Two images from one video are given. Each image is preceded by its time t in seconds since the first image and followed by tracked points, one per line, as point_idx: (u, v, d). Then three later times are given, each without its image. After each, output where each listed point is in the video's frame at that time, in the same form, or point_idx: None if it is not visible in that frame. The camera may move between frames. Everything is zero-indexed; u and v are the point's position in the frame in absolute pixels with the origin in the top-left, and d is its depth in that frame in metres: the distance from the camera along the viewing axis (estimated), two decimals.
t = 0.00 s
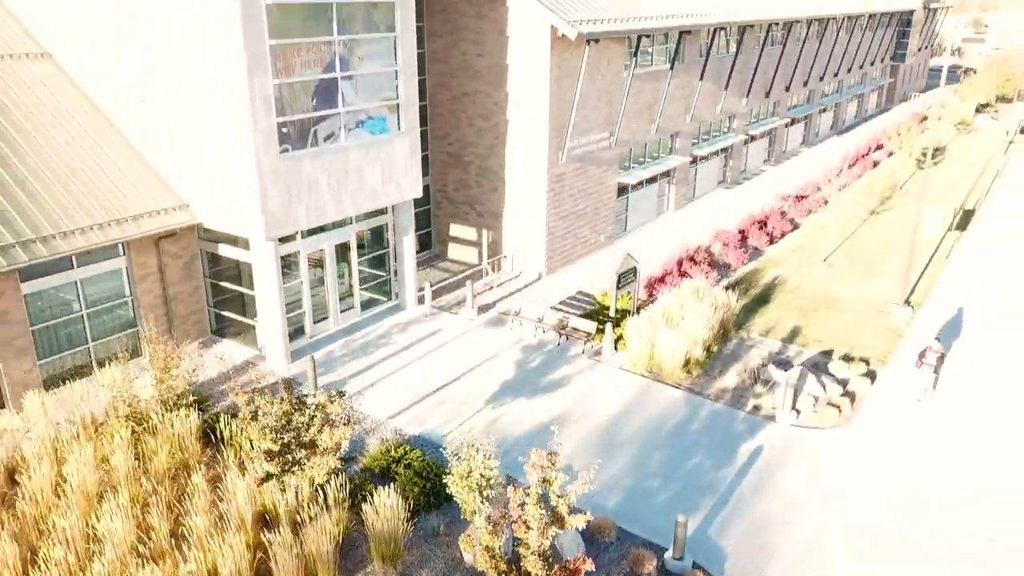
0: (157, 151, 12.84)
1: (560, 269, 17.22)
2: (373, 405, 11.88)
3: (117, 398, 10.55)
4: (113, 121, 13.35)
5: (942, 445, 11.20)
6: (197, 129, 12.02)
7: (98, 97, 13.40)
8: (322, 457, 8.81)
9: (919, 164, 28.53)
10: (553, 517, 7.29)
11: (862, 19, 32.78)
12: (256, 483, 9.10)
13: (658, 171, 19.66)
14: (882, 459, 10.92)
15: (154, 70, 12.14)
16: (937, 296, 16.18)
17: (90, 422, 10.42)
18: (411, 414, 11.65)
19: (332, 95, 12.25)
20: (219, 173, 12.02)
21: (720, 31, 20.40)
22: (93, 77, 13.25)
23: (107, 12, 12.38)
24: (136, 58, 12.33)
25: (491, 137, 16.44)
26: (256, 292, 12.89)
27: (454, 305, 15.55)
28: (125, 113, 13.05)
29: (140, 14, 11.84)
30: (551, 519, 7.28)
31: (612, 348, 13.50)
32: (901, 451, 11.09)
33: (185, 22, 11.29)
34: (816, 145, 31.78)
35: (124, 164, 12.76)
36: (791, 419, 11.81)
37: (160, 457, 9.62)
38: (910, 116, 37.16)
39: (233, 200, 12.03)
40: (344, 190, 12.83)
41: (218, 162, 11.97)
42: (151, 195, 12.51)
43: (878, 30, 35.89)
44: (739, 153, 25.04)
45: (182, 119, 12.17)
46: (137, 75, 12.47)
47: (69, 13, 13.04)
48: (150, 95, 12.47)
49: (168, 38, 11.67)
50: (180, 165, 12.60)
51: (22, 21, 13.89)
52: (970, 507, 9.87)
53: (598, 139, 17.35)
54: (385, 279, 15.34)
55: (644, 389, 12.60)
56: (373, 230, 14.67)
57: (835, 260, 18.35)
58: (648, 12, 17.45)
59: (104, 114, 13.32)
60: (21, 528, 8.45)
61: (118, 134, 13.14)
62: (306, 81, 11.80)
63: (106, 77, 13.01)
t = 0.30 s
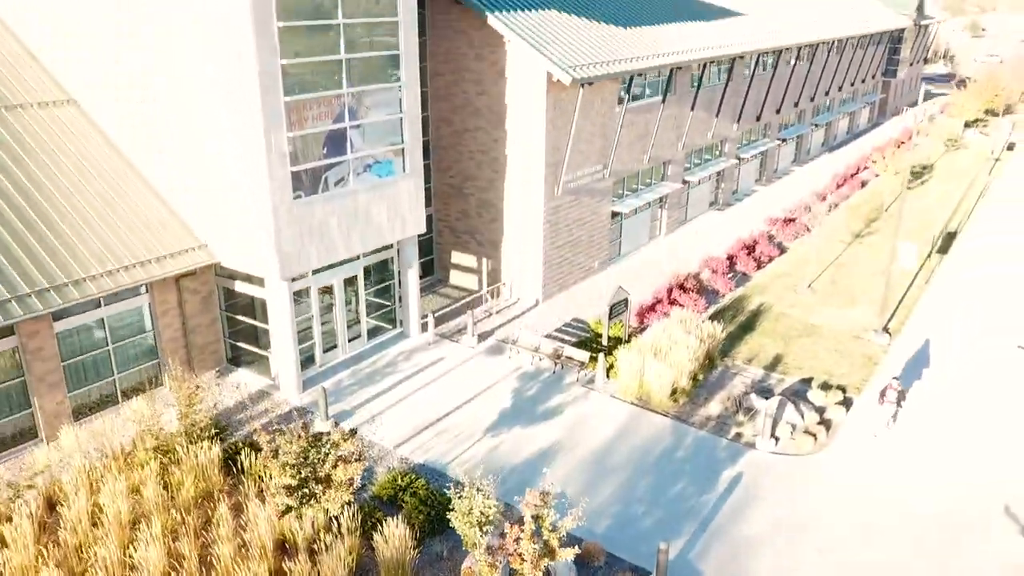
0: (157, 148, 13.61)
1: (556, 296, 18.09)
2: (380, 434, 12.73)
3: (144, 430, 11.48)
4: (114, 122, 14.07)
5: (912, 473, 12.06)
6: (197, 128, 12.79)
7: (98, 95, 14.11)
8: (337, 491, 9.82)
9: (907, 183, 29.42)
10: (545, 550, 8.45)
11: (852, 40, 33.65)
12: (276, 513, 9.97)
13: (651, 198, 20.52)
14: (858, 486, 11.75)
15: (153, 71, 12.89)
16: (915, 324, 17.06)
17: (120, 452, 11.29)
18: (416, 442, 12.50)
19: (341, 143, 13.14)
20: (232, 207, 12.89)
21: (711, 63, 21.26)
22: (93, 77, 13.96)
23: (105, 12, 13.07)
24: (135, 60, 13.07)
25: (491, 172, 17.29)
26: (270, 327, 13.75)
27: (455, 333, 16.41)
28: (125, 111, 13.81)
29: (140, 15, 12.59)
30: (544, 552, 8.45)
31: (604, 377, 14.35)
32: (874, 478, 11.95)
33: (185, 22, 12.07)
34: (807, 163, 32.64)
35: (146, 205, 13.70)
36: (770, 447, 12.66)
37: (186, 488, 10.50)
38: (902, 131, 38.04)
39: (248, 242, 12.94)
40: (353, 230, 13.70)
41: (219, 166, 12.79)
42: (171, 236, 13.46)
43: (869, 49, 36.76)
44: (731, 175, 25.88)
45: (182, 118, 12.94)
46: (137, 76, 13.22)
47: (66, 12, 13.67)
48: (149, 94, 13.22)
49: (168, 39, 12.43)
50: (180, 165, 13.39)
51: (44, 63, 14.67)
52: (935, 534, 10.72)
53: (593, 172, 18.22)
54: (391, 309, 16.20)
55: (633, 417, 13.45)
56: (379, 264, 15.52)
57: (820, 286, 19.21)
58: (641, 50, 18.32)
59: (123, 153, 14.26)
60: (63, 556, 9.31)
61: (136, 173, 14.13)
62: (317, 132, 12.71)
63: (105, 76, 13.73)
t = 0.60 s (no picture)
0: (159, 147, 14.43)
1: (553, 312, 18.97)
2: (387, 449, 13.58)
3: (168, 446, 12.37)
4: (121, 126, 14.90)
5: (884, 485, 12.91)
6: (197, 128, 13.56)
7: (98, 94, 14.99)
8: (349, 504, 10.68)
9: (894, 196, 30.33)
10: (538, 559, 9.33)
11: (843, 56, 34.51)
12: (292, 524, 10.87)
13: (644, 217, 21.41)
14: (832, 497, 12.62)
15: (155, 72, 13.65)
16: (894, 341, 17.92)
17: (146, 467, 12.18)
18: (419, 456, 13.36)
19: (349, 176, 14.05)
20: (245, 228, 13.73)
21: (702, 87, 22.13)
22: (99, 81, 14.77)
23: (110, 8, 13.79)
24: (139, 60, 13.78)
25: (490, 195, 18.16)
26: (282, 346, 14.60)
27: (456, 349, 17.27)
28: (129, 111, 14.60)
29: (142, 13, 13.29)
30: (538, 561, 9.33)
31: (597, 393, 15.24)
32: (848, 490, 12.80)
33: (185, 21, 12.77)
34: (799, 176, 33.51)
35: (163, 230, 14.59)
36: (751, 460, 13.52)
37: (209, 500, 11.39)
38: (893, 143, 38.96)
39: (263, 266, 13.78)
40: (359, 256, 14.64)
41: (227, 178, 13.58)
42: (188, 261, 14.33)
43: (860, 63, 37.63)
44: (723, 190, 26.77)
45: (181, 117, 13.72)
46: (140, 76, 13.94)
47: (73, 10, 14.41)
48: (151, 92, 13.95)
49: (166, 33, 13.15)
50: (184, 169, 14.23)
51: (68, 96, 15.59)
52: (901, 543, 11.58)
53: (587, 194, 19.10)
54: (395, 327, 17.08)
55: (623, 431, 14.31)
56: (385, 284, 16.37)
57: (805, 302, 20.08)
58: (634, 78, 19.19)
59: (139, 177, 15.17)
60: (99, 563, 10.18)
61: (150, 195, 15.03)
62: (327, 166, 13.62)
63: (110, 76, 14.48)
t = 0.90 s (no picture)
0: (173, 161, 15.39)
1: (549, 323, 19.92)
2: (393, 454, 14.51)
3: (189, 452, 13.31)
4: (138, 143, 15.91)
5: (857, 487, 13.86)
6: (199, 130, 14.52)
7: (107, 104, 16.14)
8: (359, 507, 11.80)
9: (882, 206, 31.28)
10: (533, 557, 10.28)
11: (833, 68, 35.40)
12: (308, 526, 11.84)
13: (637, 230, 22.35)
14: (809, 500, 13.54)
15: (169, 91, 14.66)
16: (872, 350, 18.86)
17: (170, 472, 13.14)
18: (424, 461, 14.31)
19: (357, 198, 15.01)
20: (259, 246, 14.67)
21: (692, 104, 23.06)
22: (116, 103, 15.91)
23: (129, 28, 14.82)
24: (155, 79, 14.77)
25: (489, 211, 19.09)
26: (294, 357, 15.54)
27: (457, 358, 18.21)
28: (145, 127, 15.60)
29: (160, 36, 14.32)
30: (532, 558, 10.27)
31: (590, 401, 16.18)
32: (824, 493, 13.72)
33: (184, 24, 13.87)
34: (790, 185, 34.41)
35: (181, 246, 15.57)
36: (733, 465, 14.44)
37: (229, 503, 12.34)
38: (882, 153, 39.92)
39: (276, 282, 14.73)
40: (366, 272, 15.61)
41: (240, 196, 14.53)
42: (206, 277, 15.29)
43: (850, 74, 38.51)
44: (715, 202, 27.71)
45: (178, 113, 14.73)
46: (156, 94, 14.93)
47: (95, 31, 15.48)
48: (165, 109, 14.91)
49: (170, 43, 14.21)
50: (197, 185, 15.19)
51: (92, 123, 16.69)
52: (871, 542, 12.50)
53: (582, 210, 20.06)
54: (400, 338, 18.01)
55: (614, 437, 15.25)
56: (390, 298, 17.29)
57: (790, 312, 21.02)
58: (626, 100, 20.15)
59: (156, 195, 16.15)
60: (131, 561, 11.14)
61: (167, 212, 16.01)
62: (337, 190, 14.56)
63: (126, 94, 15.58)
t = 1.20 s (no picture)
0: (191, 182, 16.41)
1: (545, 332, 20.94)
2: (399, 458, 15.55)
3: (209, 458, 14.35)
4: (158, 165, 16.93)
5: (831, 490, 14.87)
6: (214, 150, 15.55)
7: (126, 126, 17.17)
8: (369, 508, 12.88)
9: (869, 216, 32.29)
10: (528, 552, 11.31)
11: (823, 80, 36.38)
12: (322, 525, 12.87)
13: (630, 242, 23.36)
14: (785, 501, 14.57)
15: (187, 118, 15.65)
16: (852, 359, 19.90)
17: (192, 475, 14.17)
18: (427, 465, 15.33)
19: (364, 218, 16.06)
20: (272, 264, 15.70)
21: (683, 122, 24.06)
22: (135, 125, 16.95)
23: (150, 58, 15.79)
24: (175, 106, 15.77)
25: (488, 226, 20.12)
26: (305, 366, 16.56)
27: (458, 367, 19.24)
28: (165, 150, 16.60)
29: (181, 67, 15.32)
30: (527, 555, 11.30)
31: (583, 408, 17.22)
32: (800, 495, 14.74)
33: (203, 53, 14.90)
34: (781, 195, 35.40)
35: (198, 262, 16.61)
36: (716, 469, 15.45)
37: (248, 504, 13.37)
38: (873, 162, 40.92)
39: (289, 298, 15.76)
40: (373, 287, 16.66)
41: (255, 217, 15.55)
42: (223, 293, 16.32)
43: (840, 85, 39.50)
44: (706, 213, 28.73)
45: (193, 135, 15.76)
46: (175, 121, 15.92)
47: (117, 59, 16.51)
48: (185, 135, 15.91)
49: (187, 70, 15.23)
50: (213, 206, 16.22)
51: (114, 145, 17.73)
52: (841, 541, 13.51)
53: (577, 225, 21.08)
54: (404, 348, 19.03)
55: (605, 442, 16.27)
56: (394, 310, 18.32)
57: (776, 321, 22.04)
58: (618, 120, 21.17)
59: (175, 214, 17.18)
60: (160, 557, 12.17)
61: (185, 230, 17.05)
62: (346, 212, 15.60)
63: (144, 115, 16.60)
